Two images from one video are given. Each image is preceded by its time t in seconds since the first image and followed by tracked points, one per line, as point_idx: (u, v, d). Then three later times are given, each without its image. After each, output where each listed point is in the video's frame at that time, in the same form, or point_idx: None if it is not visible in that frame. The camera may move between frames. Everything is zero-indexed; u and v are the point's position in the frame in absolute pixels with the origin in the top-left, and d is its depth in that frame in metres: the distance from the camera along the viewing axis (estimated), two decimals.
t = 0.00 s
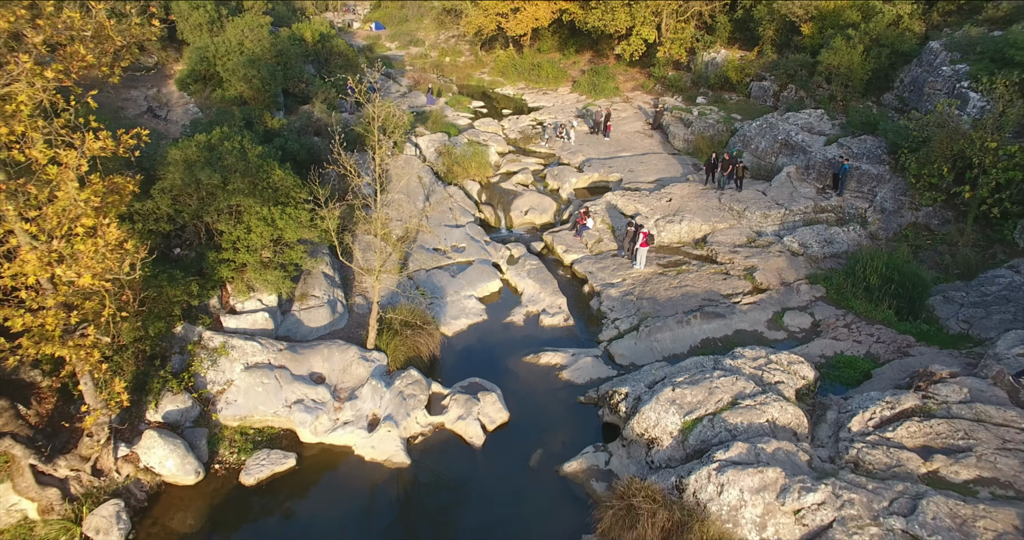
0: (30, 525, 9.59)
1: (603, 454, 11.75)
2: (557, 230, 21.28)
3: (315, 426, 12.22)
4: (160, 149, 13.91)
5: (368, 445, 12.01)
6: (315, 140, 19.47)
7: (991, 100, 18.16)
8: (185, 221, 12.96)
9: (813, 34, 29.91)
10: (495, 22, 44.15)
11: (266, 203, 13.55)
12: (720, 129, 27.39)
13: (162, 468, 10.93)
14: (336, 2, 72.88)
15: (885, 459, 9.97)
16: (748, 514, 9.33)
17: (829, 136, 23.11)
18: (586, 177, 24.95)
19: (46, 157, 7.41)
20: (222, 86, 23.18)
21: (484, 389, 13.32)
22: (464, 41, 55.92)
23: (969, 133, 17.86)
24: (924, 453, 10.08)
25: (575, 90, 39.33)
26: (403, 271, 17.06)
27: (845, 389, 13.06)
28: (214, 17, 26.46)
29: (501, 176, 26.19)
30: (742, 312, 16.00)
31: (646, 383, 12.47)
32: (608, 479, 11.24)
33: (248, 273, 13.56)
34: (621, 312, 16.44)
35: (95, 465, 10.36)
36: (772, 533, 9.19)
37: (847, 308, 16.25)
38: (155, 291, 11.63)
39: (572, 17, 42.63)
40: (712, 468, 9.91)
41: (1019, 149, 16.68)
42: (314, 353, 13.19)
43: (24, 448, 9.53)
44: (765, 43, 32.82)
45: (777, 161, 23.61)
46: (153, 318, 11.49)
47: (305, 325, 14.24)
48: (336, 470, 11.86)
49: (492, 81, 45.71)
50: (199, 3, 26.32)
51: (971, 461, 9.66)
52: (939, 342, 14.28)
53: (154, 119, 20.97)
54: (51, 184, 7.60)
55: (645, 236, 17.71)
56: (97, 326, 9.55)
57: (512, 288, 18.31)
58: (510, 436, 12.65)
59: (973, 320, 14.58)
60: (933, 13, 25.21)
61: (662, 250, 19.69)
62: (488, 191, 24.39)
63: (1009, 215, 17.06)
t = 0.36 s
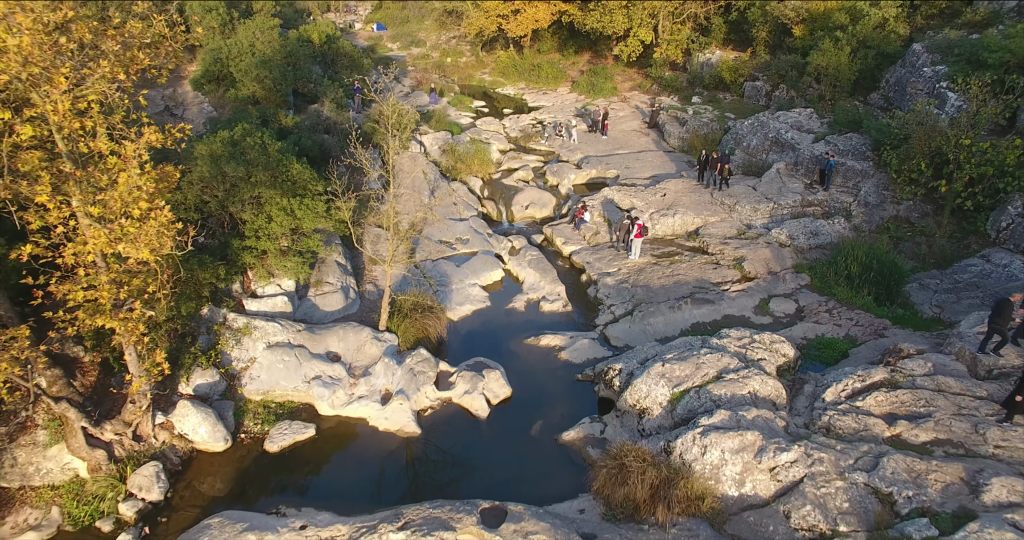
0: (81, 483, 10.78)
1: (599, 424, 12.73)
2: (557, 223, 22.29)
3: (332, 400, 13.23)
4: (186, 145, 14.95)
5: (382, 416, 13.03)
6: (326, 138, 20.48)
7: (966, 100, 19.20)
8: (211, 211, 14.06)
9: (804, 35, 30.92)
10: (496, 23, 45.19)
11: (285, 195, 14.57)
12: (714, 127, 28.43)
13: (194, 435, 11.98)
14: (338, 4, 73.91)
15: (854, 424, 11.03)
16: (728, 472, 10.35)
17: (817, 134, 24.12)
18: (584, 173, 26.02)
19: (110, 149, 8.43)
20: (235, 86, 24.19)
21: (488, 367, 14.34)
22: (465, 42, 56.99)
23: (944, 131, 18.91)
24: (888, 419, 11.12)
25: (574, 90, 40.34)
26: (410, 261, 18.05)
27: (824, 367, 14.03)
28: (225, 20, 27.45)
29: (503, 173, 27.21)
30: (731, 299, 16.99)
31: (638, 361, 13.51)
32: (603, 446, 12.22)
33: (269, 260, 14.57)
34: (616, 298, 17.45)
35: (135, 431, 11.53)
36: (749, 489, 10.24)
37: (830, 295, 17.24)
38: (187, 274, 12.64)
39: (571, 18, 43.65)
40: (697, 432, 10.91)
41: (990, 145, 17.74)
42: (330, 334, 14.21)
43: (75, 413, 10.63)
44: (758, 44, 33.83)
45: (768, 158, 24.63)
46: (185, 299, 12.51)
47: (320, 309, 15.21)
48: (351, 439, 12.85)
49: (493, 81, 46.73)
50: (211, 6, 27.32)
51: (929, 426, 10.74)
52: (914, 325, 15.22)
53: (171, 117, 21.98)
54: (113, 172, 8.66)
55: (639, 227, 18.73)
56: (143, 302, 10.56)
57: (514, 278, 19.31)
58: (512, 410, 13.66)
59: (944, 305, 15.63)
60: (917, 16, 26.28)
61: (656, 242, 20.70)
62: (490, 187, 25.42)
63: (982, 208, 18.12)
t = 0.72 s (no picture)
0: (125, 445, 12.10)
1: (595, 396, 13.87)
2: (556, 216, 23.42)
3: (349, 375, 14.35)
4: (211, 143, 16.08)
5: (396, 389, 14.16)
6: (337, 135, 21.59)
7: (942, 100, 20.39)
8: (237, 201, 15.15)
9: (795, 37, 32.09)
10: (497, 24, 46.29)
11: (305, 186, 15.76)
12: (708, 125, 29.57)
13: (225, 405, 13.15)
14: (339, 5, 74.93)
15: (825, 392, 12.20)
16: (710, 433, 11.49)
17: (805, 132, 25.26)
18: (581, 170, 27.36)
19: (166, 141, 9.58)
20: (248, 86, 25.27)
21: (493, 345, 15.49)
22: (466, 43, 58.17)
23: (921, 128, 20.08)
24: (856, 388, 12.29)
25: (573, 89, 41.48)
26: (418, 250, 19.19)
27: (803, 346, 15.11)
28: (237, 22, 28.52)
29: (504, 169, 28.34)
30: (719, 285, 18.11)
31: (631, 339, 14.67)
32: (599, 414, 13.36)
33: (289, 246, 15.66)
34: (612, 285, 18.60)
35: (173, 400, 12.72)
36: (729, 448, 11.37)
37: (812, 282, 18.32)
38: (218, 257, 13.73)
39: (570, 20, 44.80)
40: (683, 398, 12.04)
41: (962, 142, 18.93)
42: (346, 315, 15.35)
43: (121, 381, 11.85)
44: (751, 46, 34.99)
45: (758, 154, 25.76)
46: (217, 280, 13.62)
47: (336, 294, 16.36)
48: (368, 409, 13.99)
49: (494, 81, 47.86)
50: (223, 9, 28.38)
51: (892, 393, 11.92)
52: (889, 309, 16.32)
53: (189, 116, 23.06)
54: (167, 160, 9.80)
55: (634, 219, 19.91)
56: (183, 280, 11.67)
57: (516, 267, 20.42)
58: (515, 384, 14.80)
59: (917, 290, 16.77)
60: (901, 19, 27.49)
61: (650, 234, 21.83)
62: (492, 183, 26.56)
63: (955, 201, 19.30)
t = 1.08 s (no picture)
0: (158, 418, 13.13)
1: (591, 376, 14.87)
2: (556, 212, 24.43)
3: (362, 356, 15.35)
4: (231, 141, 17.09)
5: (406, 369, 15.17)
6: (347, 134, 22.61)
7: (923, 100, 21.42)
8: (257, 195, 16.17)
9: (787, 39, 33.12)
10: (498, 26, 47.30)
11: (320, 181, 16.85)
12: (702, 125, 30.60)
13: (249, 382, 14.18)
14: (342, 5, 75.90)
15: (803, 370, 13.23)
16: (696, 406, 12.51)
17: (795, 131, 26.26)
18: (581, 167, 28.27)
19: (203, 137, 10.59)
20: (260, 86, 26.31)
21: (496, 330, 16.50)
22: (467, 44, 59.24)
23: (903, 127, 21.10)
24: (832, 367, 13.31)
25: (573, 90, 42.52)
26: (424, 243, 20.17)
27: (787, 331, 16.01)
28: (248, 25, 29.57)
29: (506, 167, 29.35)
30: (710, 276, 19.11)
31: (626, 323, 15.69)
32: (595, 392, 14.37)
33: (305, 237, 16.65)
34: (608, 276, 19.62)
35: (200, 377, 13.75)
36: (714, 420, 12.38)
37: (798, 274, 19.24)
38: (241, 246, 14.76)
39: (570, 22, 45.82)
40: (672, 375, 13.04)
41: (941, 141, 19.95)
42: (358, 302, 16.37)
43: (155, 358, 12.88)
44: (745, 47, 36.01)
45: (750, 153, 26.77)
46: (240, 267, 14.61)
47: (348, 283, 17.37)
48: (379, 388, 15.02)
49: (495, 82, 48.91)
50: (235, 12, 29.44)
51: (863, 372, 12.96)
52: (869, 297, 17.20)
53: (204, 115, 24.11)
54: (205, 154, 10.72)
55: (630, 213, 20.95)
56: (212, 265, 12.57)
57: (517, 259, 21.40)
58: (517, 365, 15.83)
59: (896, 280, 17.77)
60: (888, 23, 28.52)
61: (645, 228, 22.85)
62: (494, 180, 27.58)
63: (935, 197, 20.32)
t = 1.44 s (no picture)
0: (188, 393, 14.26)
1: (588, 357, 15.99)
2: (555, 207, 25.57)
3: (374, 339, 16.48)
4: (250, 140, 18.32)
5: (415, 351, 16.31)
6: (356, 133, 23.76)
7: (904, 101, 22.57)
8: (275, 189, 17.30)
9: (780, 42, 34.26)
10: (499, 28, 48.49)
11: (333, 176, 18.12)
12: (697, 124, 31.75)
13: (271, 362, 15.32)
14: (345, 6, 76.97)
15: (783, 349, 14.38)
16: (683, 381, 13.65)
17: (785, 130, 27.40)
18: (579, 165, 29.38)
19: (236, 135, 11.75)
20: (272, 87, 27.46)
21: (499, 316, 17.65)
22: (469, 45, 60.42)
23: (884, 127, 22.23)
24: (809, 346, 14.48)
25: (572, 90, 43.67)
26: (430, 236, 21.28)
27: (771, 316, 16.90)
28: (259, 28, 30.72)
29: (507, 165, 30.53)
30: (701, 267, 20.22)
31: (620, 309, 16.85)
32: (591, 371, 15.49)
33: (320, 229, 17.78)
34: (604, 267, 20.77)
35: (227, 357, 14.93)
36: (700, 394, 13.49)
37: (785, 265, 20.21)
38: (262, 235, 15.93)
39: (569, 24, 47.01)
40: (662, 354, 14.18)
41: (919, 140, 21.09)
42: (370, 290, 17.52)
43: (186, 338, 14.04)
44: (739, 49, 37.16)
45: (742, 151, 27.89)
46: (261, 255, 15.75)
47: (359, 273, 18.49)
48: (391, 368, 16.15)
49: (496, 82, 50.08)
50: (246, 16, 30.58)
51: (838, 351, 14.11)
52: (850, 285, 18.09)
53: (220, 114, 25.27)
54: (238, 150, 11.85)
55: (625, 208, 22.09)
56: (240, 252, 13.68)
57: (518, 252, 22.52)
58: (518, 348, 16.97)
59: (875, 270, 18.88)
60: (874, 27, 29.70)
61: (640, 223, 23.98)
62: (496, 177, 28.72)
63: (914, 192, 21.45)
